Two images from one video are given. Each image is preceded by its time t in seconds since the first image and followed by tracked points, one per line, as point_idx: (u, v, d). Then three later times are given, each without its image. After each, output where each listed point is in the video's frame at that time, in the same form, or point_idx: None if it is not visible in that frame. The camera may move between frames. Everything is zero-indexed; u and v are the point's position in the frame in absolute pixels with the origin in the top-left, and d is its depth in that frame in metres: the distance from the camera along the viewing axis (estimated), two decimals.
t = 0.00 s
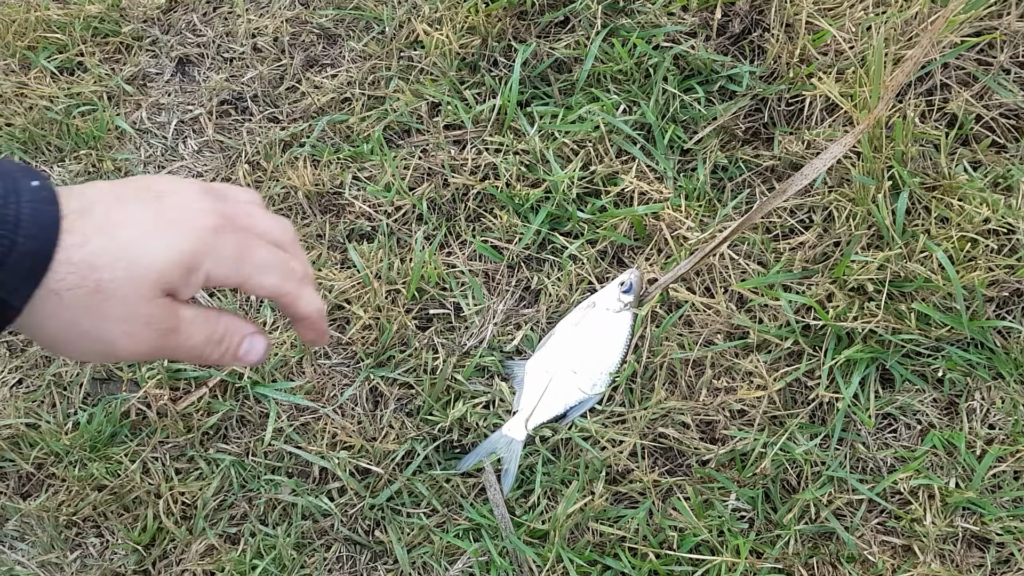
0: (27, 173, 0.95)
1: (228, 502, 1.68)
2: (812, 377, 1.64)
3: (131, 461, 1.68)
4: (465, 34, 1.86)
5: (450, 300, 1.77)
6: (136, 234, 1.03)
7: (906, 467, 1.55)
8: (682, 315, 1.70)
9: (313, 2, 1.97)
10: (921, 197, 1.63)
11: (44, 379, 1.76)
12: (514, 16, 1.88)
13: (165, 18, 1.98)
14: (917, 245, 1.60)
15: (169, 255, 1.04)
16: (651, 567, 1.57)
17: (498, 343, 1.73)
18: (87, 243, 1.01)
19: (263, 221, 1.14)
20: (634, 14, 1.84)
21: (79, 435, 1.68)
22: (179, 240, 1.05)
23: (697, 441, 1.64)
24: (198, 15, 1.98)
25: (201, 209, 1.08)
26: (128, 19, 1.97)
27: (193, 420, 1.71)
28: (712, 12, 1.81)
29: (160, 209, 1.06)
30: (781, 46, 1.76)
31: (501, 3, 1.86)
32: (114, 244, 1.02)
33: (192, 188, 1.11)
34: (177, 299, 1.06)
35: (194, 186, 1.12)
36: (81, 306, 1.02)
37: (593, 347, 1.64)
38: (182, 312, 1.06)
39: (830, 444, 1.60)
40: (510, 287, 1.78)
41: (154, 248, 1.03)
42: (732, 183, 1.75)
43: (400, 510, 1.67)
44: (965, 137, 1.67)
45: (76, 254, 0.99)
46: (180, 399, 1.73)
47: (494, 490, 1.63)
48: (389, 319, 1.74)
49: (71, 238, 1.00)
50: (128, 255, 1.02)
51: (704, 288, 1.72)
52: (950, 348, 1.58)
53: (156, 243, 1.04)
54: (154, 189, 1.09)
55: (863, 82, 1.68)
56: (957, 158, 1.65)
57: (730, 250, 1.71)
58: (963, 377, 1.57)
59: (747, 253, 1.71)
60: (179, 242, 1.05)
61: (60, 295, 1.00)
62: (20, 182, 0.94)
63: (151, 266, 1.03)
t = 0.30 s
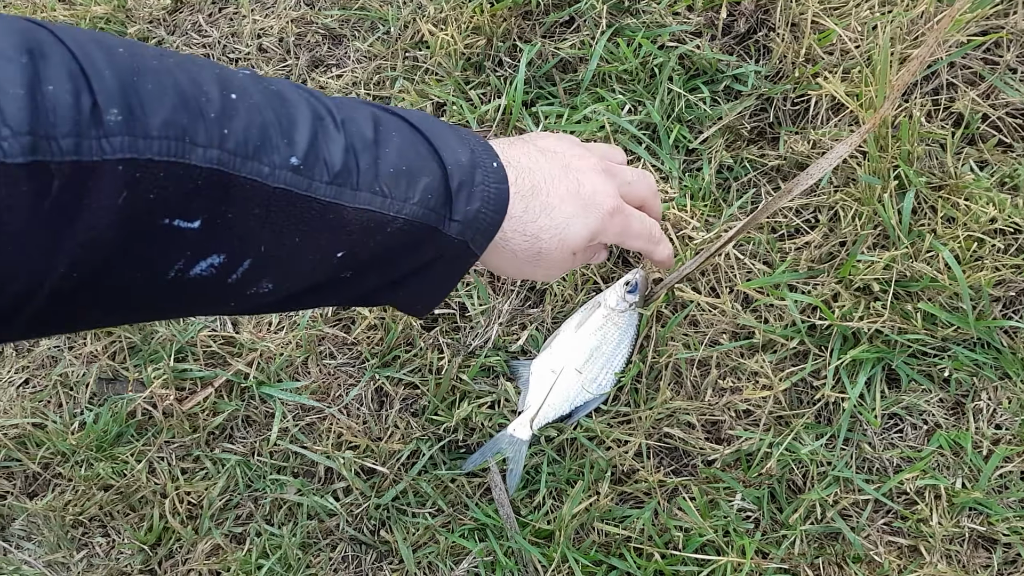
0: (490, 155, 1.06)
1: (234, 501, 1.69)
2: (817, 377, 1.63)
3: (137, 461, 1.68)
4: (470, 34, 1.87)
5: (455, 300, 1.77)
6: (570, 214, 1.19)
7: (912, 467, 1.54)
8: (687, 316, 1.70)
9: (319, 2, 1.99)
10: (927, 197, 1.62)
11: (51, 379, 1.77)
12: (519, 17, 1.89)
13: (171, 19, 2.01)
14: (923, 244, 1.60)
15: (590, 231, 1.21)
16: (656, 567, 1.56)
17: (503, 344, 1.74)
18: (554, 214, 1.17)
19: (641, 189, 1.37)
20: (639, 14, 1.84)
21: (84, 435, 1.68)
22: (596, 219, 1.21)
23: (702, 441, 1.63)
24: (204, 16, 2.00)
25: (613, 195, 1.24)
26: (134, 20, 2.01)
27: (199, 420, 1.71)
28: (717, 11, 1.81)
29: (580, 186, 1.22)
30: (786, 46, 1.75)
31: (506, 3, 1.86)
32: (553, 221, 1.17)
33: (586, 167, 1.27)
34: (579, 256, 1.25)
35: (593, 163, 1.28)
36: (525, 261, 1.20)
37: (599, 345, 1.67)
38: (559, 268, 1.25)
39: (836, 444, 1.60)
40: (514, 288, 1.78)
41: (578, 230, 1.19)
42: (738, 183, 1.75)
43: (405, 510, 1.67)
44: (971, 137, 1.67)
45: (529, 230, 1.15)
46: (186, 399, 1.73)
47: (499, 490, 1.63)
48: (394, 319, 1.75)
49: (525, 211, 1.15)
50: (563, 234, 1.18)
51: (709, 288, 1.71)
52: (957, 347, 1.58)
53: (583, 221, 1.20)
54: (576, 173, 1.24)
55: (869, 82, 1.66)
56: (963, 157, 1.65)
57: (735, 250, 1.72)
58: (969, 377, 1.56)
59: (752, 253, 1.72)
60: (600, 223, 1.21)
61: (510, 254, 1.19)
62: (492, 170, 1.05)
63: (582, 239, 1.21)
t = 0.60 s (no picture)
0: (526, 143, 1.18)
1: (235, 501, 1.69)
2: (819, 377, 1.63)
3: (138, 460, 1.69)
4: (472, 34, 1.88)
5: (456, 300, 1.77)
6: (598, 199, 1.38)
7: (913, 468, 1.54)
8: (688, 316, 1.70)
9: (320, 2, 1.99)
10: (928, 198, 1.62)
11: (52, 378, 1.77)
12: (522, 16, 1.89)
13: (173, 18, 2.03)
14: (925, 245, 1.59)
15: (614, 215, 1.41)
16: (657, 567, 1.56)
17: (504, 344, 1.75)
18: (585, 197, 1.36)
19: (656, 177, 1.55)
20: (641, 14, 1.84)
21: (85, 434, 1.68)
22: (620, 204, 1.41)
23: (703, 441, 1.63)
24: (206, 15, 2.02)
25: (636, 183, 1.43)
26: (136, 19, 2.03)
27: (200, 419, 1.72)
28: (718, 12, 1.81)
29: (607, 173, 1.40)
30: (788, 46, 1.76)
31: (508, 3, 1.86)
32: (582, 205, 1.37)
33: (610, 154, 1.44)
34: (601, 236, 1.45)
35: (617, 150, 1.46)
36: (556, 243, 1.41)
37: (601, 347, 1.68)
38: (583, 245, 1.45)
39: (837, 445, 1.60)
40: (515, 288, 1.78)
41: (604, 213, 1.39)
42: (739, 183, 1.75)
43: (406, 510, 1.67)
44: (973, 138, 1.66)
45: (562, 213, 1.34)
46: (187, 398, 1.73)
47: (500, 489, 1.63)
48: (395, 319, 1.76)
49: (558, 196, 1.33)
50: (590, 216, 1.37)
51: (711, 288, 1.71)
52: (958, 349, 1.58)
53: (608, 206, 1.39)
54: (604, 161, 1.42)
55: (870, 82, 1.67)
56: (965, 158, 1.64)
57: (736, 250, 1.71)
58: (971, 378, 1.56)
59: (754, 254, 1.72)
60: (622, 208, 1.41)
61: (542, 232, 1.38)
62: (528, 157, 1.17)
63: (607, 221, 1.41)
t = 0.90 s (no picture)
0: (511, 155, 1.20)
1: (235, 500, 1.69)
2: (819, 378, 1.63)
3: (139, 459, 1.69)
4: (473, 34, 1.88)
5: (456, 300, 1.77)
6: (584, 203, 1.37)
7: (913, 469, 1.54)
8: (689, 316, 1.69)
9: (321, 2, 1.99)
10: (929, 199, 1.62)
11: (52, 377, 1.77)
12: (523, 16, 1.89)
13: (174, 17, 2.03)
14: (926, 246, 1.59)
15: (603, 218, 1.40)
16: (657, 567, 1.56)
17: (504, 344, 1.75)
18: (571, 203, 1.36)
19: (650, 176, 1.53)
20: (642, 14, 1.84)
21: (85, 433, 1.69)
22: (608, 207, 1.39)
23: (703, 441, 1.63)
24: (206, 14, 2.02)
25: (626, 184, 1.40)
26: (137, 18, 2.03)
27: (200, 418, 1.71)
28: (719, 12, 1.81)
29: (595, 176, 1.39)
30: (789, 47, 1.76)
31: (509, 3, 1.86)
32: (569, 211, 1.36)
33: (601, 156, 1.42)
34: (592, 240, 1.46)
35: (608, 151, 1.44)
36: (546, 248, 1.43)
37: (598, 346, 1.69)
38: (573, 249, 1.46)
39: (837, 446, 1.60)
40: (515, 287, 1.78)
41: (592, 217, 1.38)
42: (739, 184, 1.75)
43: (406, 509, 1.67)
44: (973, 139, 1.67)
45: (548, 219, 1.35)
46: (187, 398, 1.73)
47: (500, 490, 1.63)
48: (395, 319, 1.76)
49: (542, 203, 1.34)
50: (577, 221, 1.38)
51: (711, 289, 1.71)
52: (958, 350, 1.58)
53: (597, 210, 1.38)
54: (593, 164, 1.40)
55: (870, 83, 1.67)
56: (966, 159, 1.64)
57: (737, 251, 1.71)
58: (971, 379, 1.56)
59: (754, 254, 1.71)
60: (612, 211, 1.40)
61: (530, 238, 1.40)
62: (513, 168, 1.18)
63: (595, 225, 1.40)
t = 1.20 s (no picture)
0: (510, 150, 1.20)
1: (235, 500, 1.69)
2: (819, 378, 1.63)
3: (139, 459, 1.69)
4: (473, 34, 1.88)
5: (456, 300, 1.77)
6: (583, 201, 1.37)
7: (913, 469, 1.54)
8: (688, 315, 1.69)
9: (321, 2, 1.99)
10: (929, 199, 1.62)
11: (52, 377, 1.78)
12: (523, 16, 1.89)
13: (174, 17, 2.03)
14: (926, 246, 1.59)
15: (602, 217, 1.40)
16: (657, 567, 1.56)
17: (504, 344, 1.75)
18: (570, 202, 1.36)
19: (647, 176, 1.54)
20: (641, 14, 1.84)
21: (86, 433, 1.69)
22: (607, 206, 1.40)
23: (703, 441, 1.63)
24: (206, 14, 2.02)
25: (625, 184, 1.41)
26: (137, 18, 2.03)
27: (200, 418, 1.71)
28: (719, 12, 1.81)
29: (595, 174, 1.39)
30: (789, 47, 1.76)
31: (509, 3, 1.86)
32: (568, 209, 1.37)
33: (600, 155, 1.43)
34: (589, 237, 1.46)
35: (607, 150, 1.45)
36: (543, 244, 1.43)
37: (596, 345, 1.69)
38: (571, 247, 1.46)
39: (837, 446, 1.60)
40: (515, 287, 1.78)
41: (591, 216, 1.39)
42: (739, 183, 1.75)
43: (406, 509, 1.66)
44: (973, 139, 1.66)
45: (547, 216, 1.35)
46: (187, 398, 1.73)
47: (500, 489, 1.63)
48: (395, 319, 1.76)
49: (542, 200, 1.33)
50: (576, 219, 1.38)
51: (710, 288, 1.71)
52: (958, 350, 1.58)
53: (596, 208, 1.39)
54: (593, 163, 1.41)
55: (870, 84, 1.67)
56: (966, 158, 1.64)
57: (737, 251, 1.71)
58: (971, 379, 1.56)
59: (754, 254, 1.71)
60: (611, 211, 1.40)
61: (528, 235, 1.40)
62: (512, 164, 1.19)
63: (593, 223, 1.40)
